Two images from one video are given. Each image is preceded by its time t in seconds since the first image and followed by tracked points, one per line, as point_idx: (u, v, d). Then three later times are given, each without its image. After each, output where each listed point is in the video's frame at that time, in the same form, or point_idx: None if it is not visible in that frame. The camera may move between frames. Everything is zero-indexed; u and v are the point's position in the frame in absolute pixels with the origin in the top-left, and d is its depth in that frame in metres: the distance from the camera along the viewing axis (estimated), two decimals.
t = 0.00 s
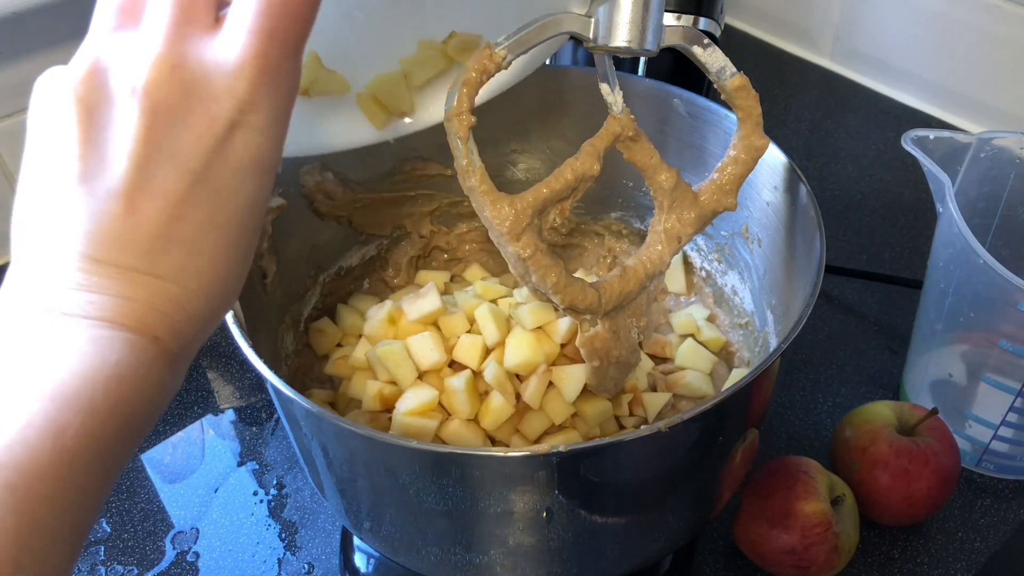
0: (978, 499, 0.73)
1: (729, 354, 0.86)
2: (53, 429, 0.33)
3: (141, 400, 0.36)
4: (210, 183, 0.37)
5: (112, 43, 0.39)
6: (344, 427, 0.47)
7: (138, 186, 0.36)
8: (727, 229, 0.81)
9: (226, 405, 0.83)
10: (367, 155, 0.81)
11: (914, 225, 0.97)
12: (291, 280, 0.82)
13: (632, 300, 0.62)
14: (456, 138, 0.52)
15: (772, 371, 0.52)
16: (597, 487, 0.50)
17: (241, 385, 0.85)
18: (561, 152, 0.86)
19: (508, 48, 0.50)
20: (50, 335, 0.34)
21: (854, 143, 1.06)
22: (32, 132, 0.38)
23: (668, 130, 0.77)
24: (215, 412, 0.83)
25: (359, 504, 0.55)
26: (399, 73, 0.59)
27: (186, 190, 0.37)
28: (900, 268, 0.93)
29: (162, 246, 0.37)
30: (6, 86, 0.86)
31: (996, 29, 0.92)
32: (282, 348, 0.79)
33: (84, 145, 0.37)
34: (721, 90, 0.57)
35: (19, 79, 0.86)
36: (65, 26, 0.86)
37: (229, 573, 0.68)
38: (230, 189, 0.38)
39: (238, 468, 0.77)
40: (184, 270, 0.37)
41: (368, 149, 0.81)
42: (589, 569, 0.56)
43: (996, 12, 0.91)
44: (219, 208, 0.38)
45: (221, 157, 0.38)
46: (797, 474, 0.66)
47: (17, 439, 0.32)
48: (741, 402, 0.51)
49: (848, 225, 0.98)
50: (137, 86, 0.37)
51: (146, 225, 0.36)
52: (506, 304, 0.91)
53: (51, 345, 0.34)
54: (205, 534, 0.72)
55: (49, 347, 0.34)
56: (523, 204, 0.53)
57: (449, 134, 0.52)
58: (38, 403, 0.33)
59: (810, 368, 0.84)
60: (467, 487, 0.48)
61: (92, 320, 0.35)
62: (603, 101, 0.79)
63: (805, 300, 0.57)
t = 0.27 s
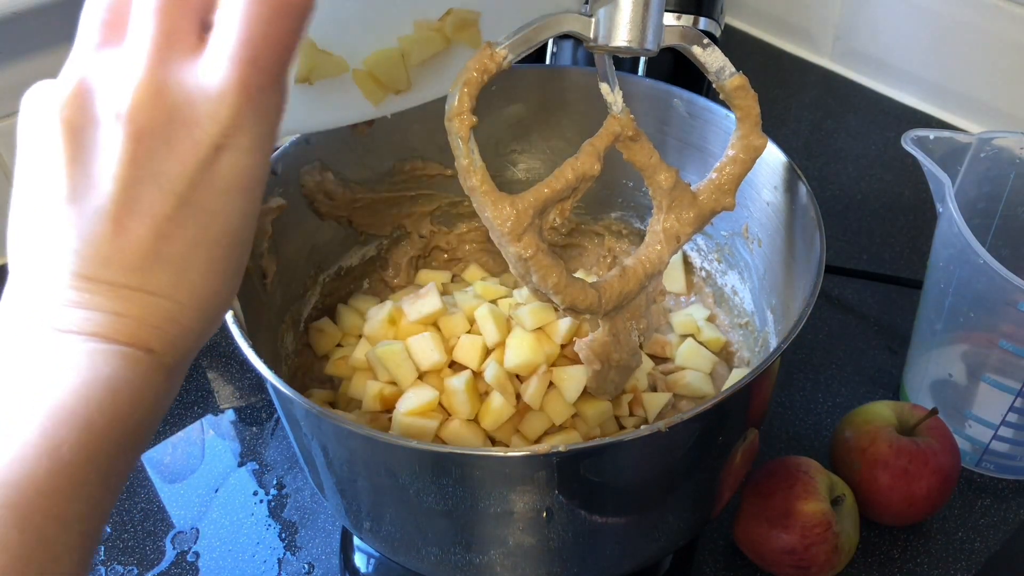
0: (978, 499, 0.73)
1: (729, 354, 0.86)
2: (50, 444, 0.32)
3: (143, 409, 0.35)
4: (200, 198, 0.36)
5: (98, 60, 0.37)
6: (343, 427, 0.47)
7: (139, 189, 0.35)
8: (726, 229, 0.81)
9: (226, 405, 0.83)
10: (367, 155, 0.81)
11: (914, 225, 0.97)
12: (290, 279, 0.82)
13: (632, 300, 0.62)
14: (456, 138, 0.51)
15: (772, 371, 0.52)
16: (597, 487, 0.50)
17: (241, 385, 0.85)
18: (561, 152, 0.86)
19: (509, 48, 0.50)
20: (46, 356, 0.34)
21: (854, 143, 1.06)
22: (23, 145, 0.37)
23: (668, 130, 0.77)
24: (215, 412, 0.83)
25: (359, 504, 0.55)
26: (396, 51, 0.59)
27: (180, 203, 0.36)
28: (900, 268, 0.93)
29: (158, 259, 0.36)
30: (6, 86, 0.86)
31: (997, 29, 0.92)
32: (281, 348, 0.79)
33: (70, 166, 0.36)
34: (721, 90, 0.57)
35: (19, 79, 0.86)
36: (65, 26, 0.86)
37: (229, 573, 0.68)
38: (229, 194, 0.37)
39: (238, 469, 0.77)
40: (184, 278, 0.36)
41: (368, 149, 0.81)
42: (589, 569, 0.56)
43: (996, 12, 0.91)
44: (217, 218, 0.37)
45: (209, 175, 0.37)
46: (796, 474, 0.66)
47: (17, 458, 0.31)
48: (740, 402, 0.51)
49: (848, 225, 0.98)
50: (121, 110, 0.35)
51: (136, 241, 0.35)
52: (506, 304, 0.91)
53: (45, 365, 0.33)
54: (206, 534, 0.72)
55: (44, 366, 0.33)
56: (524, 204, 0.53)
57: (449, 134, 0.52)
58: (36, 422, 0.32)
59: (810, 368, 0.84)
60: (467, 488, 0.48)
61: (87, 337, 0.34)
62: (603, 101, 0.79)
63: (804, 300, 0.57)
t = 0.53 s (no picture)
0: (978, 499, 0.73)
1: (729, 354, 0.86)
2: (72, 436, 0.32)
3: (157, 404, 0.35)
4: (209, 183, 0.37)
5: (102, 55, 0.38)
6: (343, 427, 0.47)
7: (142, 185, 0.36)
8: (726, 229, 0.81)
9: (226, 405, 0.83)
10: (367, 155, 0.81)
11: (913, 225, 0.97)
12: (290, 279, 0.82)
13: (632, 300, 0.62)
14: (456, 138, 0.51)
15: (772, 371, 0.52)
16: (597, 487, 0.50)
17: (241, 385, 0.85)
18: (561, 153, 0.86)
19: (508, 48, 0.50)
20: (67, 347, 0.34)
21: (854, 143, 1.06)
22: (33, 143, 0.37)
23: (668, 130, 0.77)
24: (215, 412, 0.83)
25: (359, 504, 0.55)
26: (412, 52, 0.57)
27: (188, 193, 0.37)
28: (900, 268, 0.93)
29: (168, 253, 0.36)
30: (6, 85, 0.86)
31: (997, 29, 0.92)
32: (281, 348, 0.79)
33: (81, 163, 0.36)
34: (721, 90, 0.57)
35: (19, 79, 0.86)
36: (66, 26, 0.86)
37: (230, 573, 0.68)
38: (232, 184, 0.38)
39: (238, 469, 0.77)
40: (194, 270, 0.37)
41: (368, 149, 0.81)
42: (588, 569, 0.56)
43: (996, 12, 0.91)
44: (224, 208, 0.38)
45: (218, 160, 0.37)
46: (797, 474, 0.66)
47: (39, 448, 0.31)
48: (740, 402, 0.51)
49: (847, 225, 0.98)
50: (127, 103, 0.36)
51: (147, 233, 0.36)
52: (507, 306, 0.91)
53: (66, 356, 0.34)
54: (206, 534, 0.72)
55: (63, 356, 0.33)
56: (524, 204, 0.53)
57: (449, 134, 0.52)
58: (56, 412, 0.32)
59: (810, 367, 0.84)
60: (467, 488, 0.48)
61: (107, 330, 0.35)
62: (603, 101, 0.79)
63: (804, 300, 0.57)
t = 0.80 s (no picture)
0: (978, 499, 0.73)
1: (729, 354, 0.86)
2: (78, 437, 0.32)
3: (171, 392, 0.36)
4: (221, 190, 0.37)
5: (115, 59, 0.38)
6: (344, 427, 0.47)
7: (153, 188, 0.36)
8: (726, 229, 0.81)
9: (226, 405, 0.83)
10: (367, 155, 0.81)
11: (913, 225, 0.97)
12: (290, 279, 0.82)
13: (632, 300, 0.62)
14: (456, 138, 0.51)
15: (772, 371, 0.52)
16: (597, 487, 0.50)
17: (241, 385, 0.85)
18: (561, 153, 0.86)
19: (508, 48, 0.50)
20: (74, 348, 0.34)
21: (854, 143, 1.06)
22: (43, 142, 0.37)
23: (668, 130, 0.77)
24: (215, 412, 0.83)
25: (359, 504, 0.55)
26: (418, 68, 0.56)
27: (202, 199, 0.37)
28: (900, 268, 0.93)
29: (178, 257, 0.36)
30: (6, 85, 0.86)
31: (997, 29, 0.92)
32: (282, 347, 0.79)
33: (94, 166, 0.36)
34: (721, 90, 0.57)
35: (19, 78, 0.86)
36: (66, 25, 0.86)
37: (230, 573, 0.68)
38: (245, 190, 0.38)
39: (238, 469, 0.77)
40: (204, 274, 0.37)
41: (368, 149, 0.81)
42: (588, 569, 0.56)
43: (996, 12, 0.92)
44: (238, 210, 0.38)
45: (229, 168, 0.38)
46: (797, 474, 0.66)
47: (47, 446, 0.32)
48: (740, 402, 0.51)
49: (847, 225, 0.98)
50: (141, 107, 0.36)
51: (157, 238, 0.36)
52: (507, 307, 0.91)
53: (75, 357, 0.34)
54: (206, 534, 0.72)
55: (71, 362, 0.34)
56: (524, 204, 0.53)
57: (449, 134, 0.52)
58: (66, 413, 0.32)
59: (810, 367, 0.84)
60: (467, 488, 0.48)
61: (114, 332, 0.35)
62: (603, 101, 0.79)
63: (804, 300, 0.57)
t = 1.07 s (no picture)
0: (978, 499, 0.73)
1: (729, 354, 0.86)
2: (78, 438, 0.32)
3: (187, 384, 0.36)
4: (206, 176, 0.38)
5: (91, 56, 0.38)
6: (343, 427, 0.47)
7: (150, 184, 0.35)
8: (726, 228, 0.81)
9: (226, 405, 0.83)
10: (367, 154, 0.81)
11: (913, 225, 0.97)
12: (290, 279, 0.82)
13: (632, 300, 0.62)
14: (456, 138, 0.51)
15: (772, 371, 0.52)
16: (597, 487, 0.50)
17: (241, 385, 0.85)
18: (561, 153, 0.86)
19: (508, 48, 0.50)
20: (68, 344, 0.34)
21: (854, 143, 1.06)
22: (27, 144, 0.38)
23: (668, 130, 0.77)
24: (215, 412, 0.83)
25: (359, 504, 0.55)
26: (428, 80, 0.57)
27: (188, 185, 0.37)
28: (900, 268, 0.93)
29: (167, 250, 0.37)
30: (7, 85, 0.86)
31: (997, 29, 0.92)
32: (282, 347, 0.79)
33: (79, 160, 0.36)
34: (721, 90, 0.57)
35: (20, 78, 0.86)
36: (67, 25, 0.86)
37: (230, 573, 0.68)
38: (230, 172, 0.38)
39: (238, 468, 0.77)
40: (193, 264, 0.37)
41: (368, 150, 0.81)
42: (588, 569, 0.56)
43: (996, 13, 0.92)
44: (225, 194, 0.38)
45: (213, 153, 0.38)
46: (797, 474, 0.66)
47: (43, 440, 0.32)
48: (741, 402, 0.51)
49: (847, 225, 0.98)
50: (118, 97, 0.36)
51: (146, 231, 0.36)
52: (507, 307, 0.91)
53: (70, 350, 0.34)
54: (206, 534, 0.72)
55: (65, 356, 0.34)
56: (523, 204, 0.53)
57: (449, 134, 0.52)
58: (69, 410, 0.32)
59: (810, 367, 0.84)
60: (467, 488, 0.48)
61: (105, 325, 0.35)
62: (603, 101, 0.79)
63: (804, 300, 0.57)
